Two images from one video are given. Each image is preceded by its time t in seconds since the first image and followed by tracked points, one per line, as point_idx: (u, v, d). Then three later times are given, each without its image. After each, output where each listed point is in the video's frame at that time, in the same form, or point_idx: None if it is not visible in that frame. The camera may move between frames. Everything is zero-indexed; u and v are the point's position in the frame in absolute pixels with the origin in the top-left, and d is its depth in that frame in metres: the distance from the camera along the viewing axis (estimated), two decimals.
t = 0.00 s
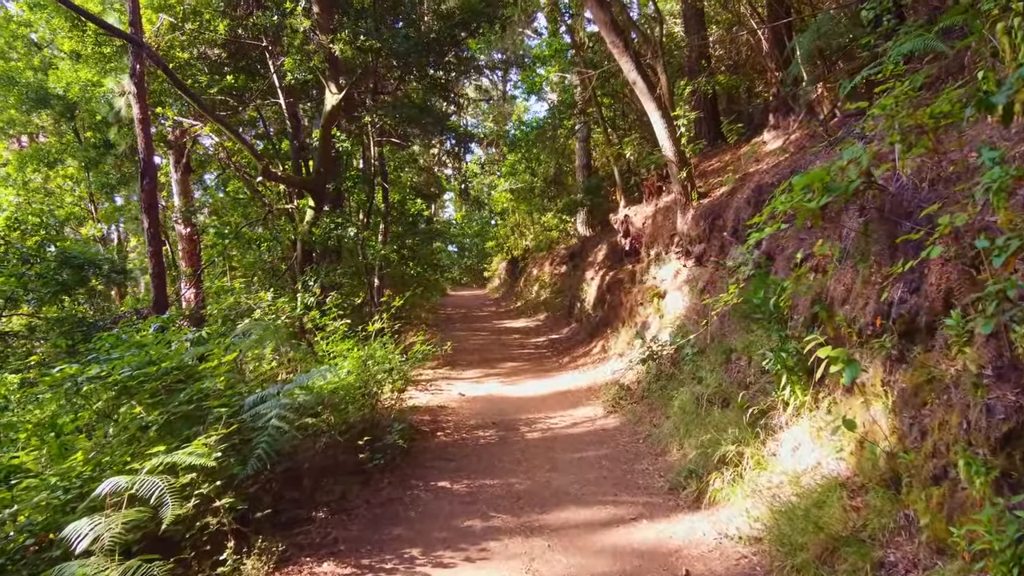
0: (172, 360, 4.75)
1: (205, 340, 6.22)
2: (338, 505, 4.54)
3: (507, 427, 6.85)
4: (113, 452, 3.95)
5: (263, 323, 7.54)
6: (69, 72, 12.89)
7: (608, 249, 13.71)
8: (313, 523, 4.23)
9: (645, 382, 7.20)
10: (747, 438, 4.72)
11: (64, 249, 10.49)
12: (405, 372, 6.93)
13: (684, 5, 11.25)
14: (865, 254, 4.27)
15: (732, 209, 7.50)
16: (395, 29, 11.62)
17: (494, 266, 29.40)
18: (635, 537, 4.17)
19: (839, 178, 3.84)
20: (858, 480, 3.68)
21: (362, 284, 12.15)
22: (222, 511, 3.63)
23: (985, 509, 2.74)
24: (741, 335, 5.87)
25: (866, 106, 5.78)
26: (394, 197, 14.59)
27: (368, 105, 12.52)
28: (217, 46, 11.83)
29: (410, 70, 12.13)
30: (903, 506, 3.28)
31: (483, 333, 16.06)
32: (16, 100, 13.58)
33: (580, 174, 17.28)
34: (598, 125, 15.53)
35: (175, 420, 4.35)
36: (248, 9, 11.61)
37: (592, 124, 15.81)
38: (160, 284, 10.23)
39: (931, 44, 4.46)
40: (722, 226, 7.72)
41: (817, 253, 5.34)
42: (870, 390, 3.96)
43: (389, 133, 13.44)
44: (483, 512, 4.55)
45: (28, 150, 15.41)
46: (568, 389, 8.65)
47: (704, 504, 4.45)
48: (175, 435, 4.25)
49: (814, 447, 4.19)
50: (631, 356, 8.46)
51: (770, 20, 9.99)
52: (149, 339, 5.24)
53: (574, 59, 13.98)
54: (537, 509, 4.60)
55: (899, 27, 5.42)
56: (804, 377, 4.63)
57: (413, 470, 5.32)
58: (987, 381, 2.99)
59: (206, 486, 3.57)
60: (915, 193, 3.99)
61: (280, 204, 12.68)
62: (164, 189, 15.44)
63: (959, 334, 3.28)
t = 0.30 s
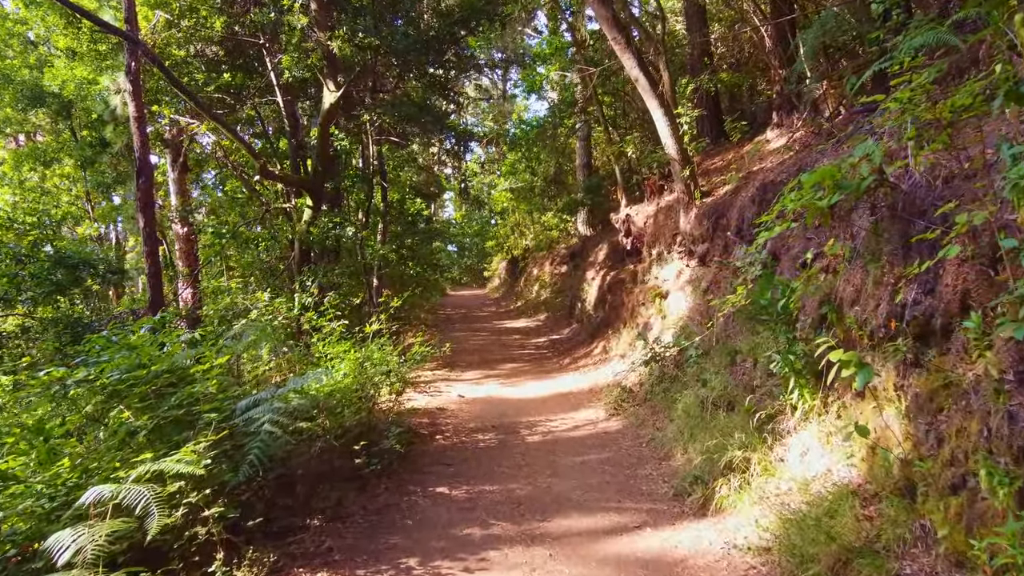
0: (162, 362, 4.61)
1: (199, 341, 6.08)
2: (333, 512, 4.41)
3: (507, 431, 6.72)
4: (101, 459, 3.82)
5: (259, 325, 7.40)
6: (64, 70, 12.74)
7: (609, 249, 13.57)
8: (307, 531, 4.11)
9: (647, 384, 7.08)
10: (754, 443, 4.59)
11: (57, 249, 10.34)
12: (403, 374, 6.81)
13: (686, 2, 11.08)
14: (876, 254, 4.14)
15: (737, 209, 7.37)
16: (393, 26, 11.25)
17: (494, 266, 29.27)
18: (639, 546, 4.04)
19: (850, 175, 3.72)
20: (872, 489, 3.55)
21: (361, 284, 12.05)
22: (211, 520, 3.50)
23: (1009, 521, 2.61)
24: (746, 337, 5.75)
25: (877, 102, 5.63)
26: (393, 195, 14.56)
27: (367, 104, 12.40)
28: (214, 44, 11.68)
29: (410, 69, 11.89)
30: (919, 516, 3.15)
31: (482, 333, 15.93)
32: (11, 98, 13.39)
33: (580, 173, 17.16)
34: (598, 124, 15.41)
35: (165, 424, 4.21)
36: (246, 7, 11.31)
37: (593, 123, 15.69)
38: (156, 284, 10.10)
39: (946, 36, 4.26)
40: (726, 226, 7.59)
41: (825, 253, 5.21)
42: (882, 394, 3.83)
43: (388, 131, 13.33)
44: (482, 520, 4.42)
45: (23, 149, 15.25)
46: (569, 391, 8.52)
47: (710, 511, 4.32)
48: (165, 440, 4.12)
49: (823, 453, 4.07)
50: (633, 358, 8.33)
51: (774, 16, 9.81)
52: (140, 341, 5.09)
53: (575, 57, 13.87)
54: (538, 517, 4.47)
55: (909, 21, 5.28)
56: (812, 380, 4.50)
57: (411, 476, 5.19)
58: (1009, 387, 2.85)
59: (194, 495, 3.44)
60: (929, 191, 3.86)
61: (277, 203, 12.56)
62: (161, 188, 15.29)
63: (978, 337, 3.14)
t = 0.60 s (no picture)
0: (152, 365, 4.46)
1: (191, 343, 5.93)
2: (328, 519, 4.28)
3: (507, 434, 6.59)
4: (87, 465, 3.68)
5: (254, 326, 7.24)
6: (60, 67, 12.59)
7: (610, 248, 13.44)
8: (301, 539, 3.97)
9: (650, 386, 6.95)
10: (761, 448, 4.46)
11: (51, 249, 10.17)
12: (402, 376, 6.68)
13: None
14: (889, 252, 4.01)
15: (741, 207, 7.24)
16: (392, 23, 11.10)
17: (494, 265, 29.16)
18: (644, 555, 3.91)
19: (862, 171, 3.58)
20: (886, 497, 3.42)
21: (359, 283, 11.68)
22: (199, 530, 3.37)
23: None
24: (751, 338, 5.62)
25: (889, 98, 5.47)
26: (392, 194, 14.50)
27: (366, 102, 12.25)
28: (211, 41, 11.55)
29: (409, 68, 11.71)
30: (937, 526, 3.01)
31: (482, 333, 15.80)
32: (5, 96, 13.25)
33: (580, 172, 17.03)
34: (599, 123, 15.28)
35: (154, 429, 4.08)
36: (243, 4, 11.17)
37: (594, 121, 15.57)
38: (151, 284, 9.96)
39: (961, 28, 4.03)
40: (730, 225, 7.46)
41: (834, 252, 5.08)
42: (896, 398, 3.70)
43: (386, 130, 13.12)
44: (482, 527, 4.29)
45: (19, 148, 15.11)
46: (570, 393, 8.38)
47: (716, 519, 4.19)
48: (154, 446, 3.98)
49: (834, 459, 3.95)
50: (635, 359, 8.20)
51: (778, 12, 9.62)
52: (131, 342, 4.95)
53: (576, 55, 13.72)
54: (539, 524, 4.34)
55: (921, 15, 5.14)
56: (821, 384, 4.38)
57: (409, 481, 5.07)
58: None
59: (182, 504, 3.31)
60: (944, 188, 3.73)
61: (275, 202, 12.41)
62: (159, 187, 15.16)
63: (999, 340, 3.01)
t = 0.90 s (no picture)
0: (141, 368, 4.31)
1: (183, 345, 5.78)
2: (323, 527, 4.15)
3: (507, 437, 6.45)
4: (71, 472, 3.53)
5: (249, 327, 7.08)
6: (54, 65, 12.43)
7: (611, 248, 13.29)
8: (294, 548, 3.84)
9: (653, 388, 6.81)
10: (769, 453, 4.32)
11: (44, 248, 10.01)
12: (400, 378, 6.54)
13: None
14: (904, 251, 3.87)
15: (746, 206, 7.10)
16: (392, 20, 11.09)
17: (493, 265, 29.02)
18: (649, 564, 3.78)
19: (877, 167, 3.45)
20: (902, 505, 3.28)
21: (358, 284, 11.55)
22: (186, 540, 3.23)
23: None
24: (757, 340, 5.49)
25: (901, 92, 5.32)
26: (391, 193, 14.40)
27: (364, 100, 12.10)
28: (208, 38, 11.41)
29: (409, 65, 11.78)
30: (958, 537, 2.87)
31: (482, 333, 15.67)
32: None
33: (581, 171, 16.89)
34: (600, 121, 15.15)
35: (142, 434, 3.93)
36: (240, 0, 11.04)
37: (595, 120, 15.43)
38: (147, 284, 9.81)
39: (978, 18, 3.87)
40: (734, 223, 7.32)
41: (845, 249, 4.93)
42: (911, 403, 3.57)
43: (385, 127, 12.96)
44: (481, 535, 4.16)
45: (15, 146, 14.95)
46: (571, 395, 8.24)
47: (724, 527, 4.04)
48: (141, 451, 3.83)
49: (845, 465, 3.81)
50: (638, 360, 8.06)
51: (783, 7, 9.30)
52: (121, 344, 4.81)
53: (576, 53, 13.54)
54: (541, 532, 4.21)
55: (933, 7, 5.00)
56: (832, 387, 4.24)
57: (406, 486, 4.93)
58: None
59: (168, 514, 3.17)
60: (961, 184, 3.59)
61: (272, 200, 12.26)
62: (155, 186, 15.01)
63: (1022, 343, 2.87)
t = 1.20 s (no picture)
0: (129, 372, 4.15)
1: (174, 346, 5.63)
2: (316, 535, 4.02)
3: (507, 440, 6.31)
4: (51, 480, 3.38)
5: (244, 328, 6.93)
6: (49, 62, 12.26)
7: (613, 247, 13.15)
8: (286, 558, 3.71)
9: (656, 390, 6.68)
10: (777, 459, 4.18)
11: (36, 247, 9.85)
12: (397, 380, 6.40)
13: None
14: (918, 250, 3.74)
15: (751, 204, 6.96)
16: (391, 16, 10.95)
17: (493, 265, 28.88)
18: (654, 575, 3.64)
19: (893, 164, 3.32)
20: (918, 515, 3.15)
21: (356, 283, 11.47)
22: (171, 552, 3.09)
23: None
24: (764, 341, 5.36)
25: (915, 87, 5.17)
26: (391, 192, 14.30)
27: (362, 97, 11.96)
28: (204, 35, 11.27)
29: (408, 62, 11.70)
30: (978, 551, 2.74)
31: (482, 333, 15.54)
32: None
33: (582, 170, 16.65)
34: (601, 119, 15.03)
35: (129, 440, 3.78)
36: None
37: (596, 118, 15.30)
38: (142, 284, 9.66)
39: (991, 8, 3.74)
40: (739, 222, 7.19)
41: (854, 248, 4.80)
42: (927, 408, 3.43)
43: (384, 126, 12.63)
44: (480, 544, 4.03)
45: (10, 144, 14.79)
46: (572, 396, 8.10)
47: (731, 536, 3.90)
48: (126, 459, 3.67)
49: (857, 472, 3.68)
50: (640, 361, 7.92)
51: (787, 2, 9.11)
52: (110, 346, 4.65)
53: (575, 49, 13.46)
54: (542, 540, 4.07)
55: None
56: (842, 391, 4.10)
57: (403, 492, 4.80)
58: None
59: (151, 526, 3.03)
60: (977, 181, 3.47)
61: (269, 199, 12.11)
62: (152, 185, 14.86)
63: None
